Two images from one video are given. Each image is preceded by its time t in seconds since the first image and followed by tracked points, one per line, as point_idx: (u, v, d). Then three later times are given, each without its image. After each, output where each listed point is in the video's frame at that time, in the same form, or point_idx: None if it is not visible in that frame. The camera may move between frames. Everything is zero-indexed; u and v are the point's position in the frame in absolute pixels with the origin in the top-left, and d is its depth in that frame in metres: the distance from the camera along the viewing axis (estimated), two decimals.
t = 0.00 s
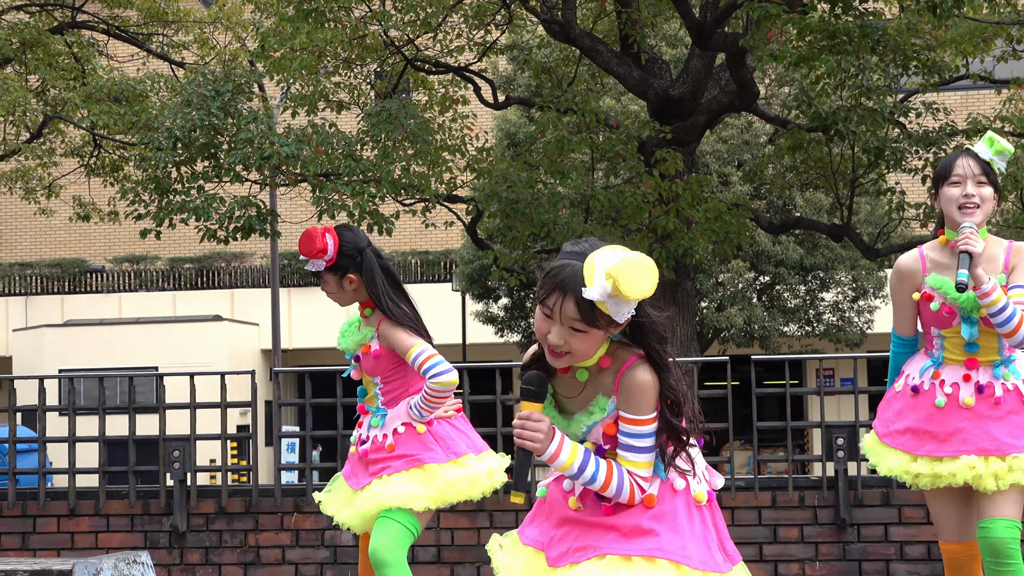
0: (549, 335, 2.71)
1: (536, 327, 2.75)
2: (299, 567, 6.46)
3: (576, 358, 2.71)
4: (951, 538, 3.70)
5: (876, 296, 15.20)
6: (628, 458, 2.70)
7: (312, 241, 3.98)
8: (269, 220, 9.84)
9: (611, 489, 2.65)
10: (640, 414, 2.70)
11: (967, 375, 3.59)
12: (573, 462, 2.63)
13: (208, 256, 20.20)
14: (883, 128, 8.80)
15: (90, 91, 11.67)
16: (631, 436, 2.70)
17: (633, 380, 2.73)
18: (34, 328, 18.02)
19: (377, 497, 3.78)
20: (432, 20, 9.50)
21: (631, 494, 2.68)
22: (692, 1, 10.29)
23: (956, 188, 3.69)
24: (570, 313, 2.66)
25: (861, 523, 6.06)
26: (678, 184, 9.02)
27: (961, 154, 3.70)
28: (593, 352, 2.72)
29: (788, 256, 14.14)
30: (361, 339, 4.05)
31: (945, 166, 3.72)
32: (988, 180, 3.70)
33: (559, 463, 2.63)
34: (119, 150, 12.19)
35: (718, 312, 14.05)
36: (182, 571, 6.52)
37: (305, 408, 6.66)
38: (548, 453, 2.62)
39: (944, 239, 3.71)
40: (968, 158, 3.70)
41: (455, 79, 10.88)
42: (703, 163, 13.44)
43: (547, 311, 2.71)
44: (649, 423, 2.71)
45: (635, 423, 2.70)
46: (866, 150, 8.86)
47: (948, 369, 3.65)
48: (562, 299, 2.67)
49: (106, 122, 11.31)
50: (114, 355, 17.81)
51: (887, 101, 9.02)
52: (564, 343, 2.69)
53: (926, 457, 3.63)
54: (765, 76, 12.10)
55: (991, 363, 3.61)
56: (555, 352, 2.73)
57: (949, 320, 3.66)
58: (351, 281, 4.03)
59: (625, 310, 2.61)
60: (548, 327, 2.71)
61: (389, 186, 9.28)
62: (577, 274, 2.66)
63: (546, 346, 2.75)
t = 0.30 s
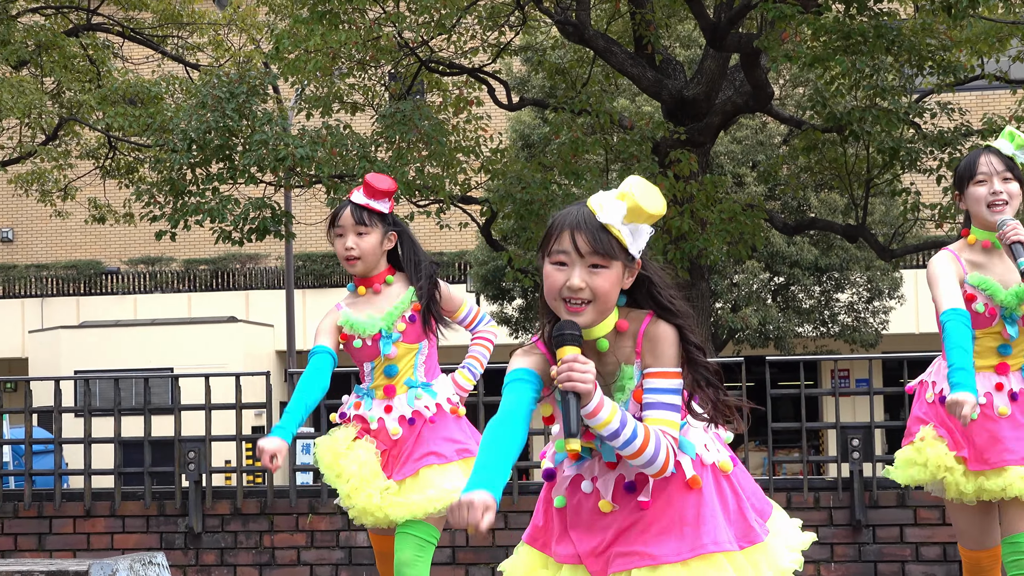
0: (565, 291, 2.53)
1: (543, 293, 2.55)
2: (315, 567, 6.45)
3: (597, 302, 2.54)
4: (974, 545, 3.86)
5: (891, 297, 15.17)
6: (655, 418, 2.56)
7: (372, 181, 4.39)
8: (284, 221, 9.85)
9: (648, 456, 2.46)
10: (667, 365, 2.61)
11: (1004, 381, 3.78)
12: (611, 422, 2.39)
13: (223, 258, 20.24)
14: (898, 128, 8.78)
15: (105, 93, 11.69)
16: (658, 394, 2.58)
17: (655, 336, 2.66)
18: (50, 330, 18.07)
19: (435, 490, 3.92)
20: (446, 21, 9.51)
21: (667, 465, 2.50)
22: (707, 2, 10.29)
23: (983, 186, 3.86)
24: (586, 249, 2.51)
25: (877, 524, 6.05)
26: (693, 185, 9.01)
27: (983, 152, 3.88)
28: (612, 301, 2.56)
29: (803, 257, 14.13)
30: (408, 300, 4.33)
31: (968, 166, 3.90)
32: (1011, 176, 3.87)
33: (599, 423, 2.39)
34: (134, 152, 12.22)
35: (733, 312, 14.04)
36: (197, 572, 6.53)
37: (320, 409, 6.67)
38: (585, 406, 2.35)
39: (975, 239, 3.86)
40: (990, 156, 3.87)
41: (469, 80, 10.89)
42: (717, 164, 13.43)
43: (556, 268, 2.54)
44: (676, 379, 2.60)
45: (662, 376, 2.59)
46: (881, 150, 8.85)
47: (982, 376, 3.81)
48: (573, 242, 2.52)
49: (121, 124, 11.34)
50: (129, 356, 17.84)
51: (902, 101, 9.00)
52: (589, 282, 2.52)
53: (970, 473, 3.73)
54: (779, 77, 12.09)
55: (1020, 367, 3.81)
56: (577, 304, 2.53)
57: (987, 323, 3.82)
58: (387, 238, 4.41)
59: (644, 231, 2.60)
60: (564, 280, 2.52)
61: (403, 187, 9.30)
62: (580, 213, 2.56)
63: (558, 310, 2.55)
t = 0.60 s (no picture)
0: (588, 204, 2.54)
1: (566, 208, 2.56)
2: (333, 569, 6.45)
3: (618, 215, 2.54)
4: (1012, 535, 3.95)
5: (911, 297, 15.13)
6: (675, 349, 2.49)
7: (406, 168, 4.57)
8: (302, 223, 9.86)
9: (668, 386, 2.35)
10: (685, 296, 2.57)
11: None
12: (633, 341, 2.30)
13: (242, 259, 20.27)
14: (917, 128, 8.76)
15: (124, 96, 11.70)
16: (674, 330, 2.51)
17: (675, 270, 2.61)
18: (70, 331, 18.13)
19: (468, 478, 4.03)
20: (463, 22, 9.52)
21: (686, 399, 2.39)
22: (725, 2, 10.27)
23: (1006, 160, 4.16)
24: (613, 163, 2.53)
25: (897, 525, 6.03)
26: (711, 186, 9.00)
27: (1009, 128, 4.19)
28: (634, 218, 2.56)
29: (822, 257, 14.10)
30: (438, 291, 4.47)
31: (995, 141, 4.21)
32: None
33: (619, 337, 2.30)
34: (152, 153, 12.23)
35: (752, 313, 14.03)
36: (216, 573, 6.54)
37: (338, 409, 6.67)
38: (610, 318, 2.29)
39: (998, 212, 4.20)
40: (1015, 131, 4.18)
41: (486, 81, 10.89)
42: (735, 165, 13.41)
43: (581, 182, 2.56)
44: (688, 315, 2.54)
45: (680, 311, 2.54)
46: (899, 150, 8.83)
47: (1012, 345, 4.09)
48: (601, 156, 2.55)
49: (140, 126, 11.34)
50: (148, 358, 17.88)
51: (920, 101, 8.97)
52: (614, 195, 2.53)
53: (1003, 443, 3.98)
54: (798, 77, 12.07)
55: None
56: (599, 214, 2.53)
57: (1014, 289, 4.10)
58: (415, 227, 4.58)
59: (671, 154, 2.61)
60: (587, 192, 2.54)
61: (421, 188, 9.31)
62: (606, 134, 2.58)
63: (578, 226, 2.55)
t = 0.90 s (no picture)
0: (601, 223, 2.42)
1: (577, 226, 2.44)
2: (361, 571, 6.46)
3: (633, 230, 2.41)
4: None
5: (939, 299, 15.07)
6: (696, 363, 2.36)
7: (423, 186, 4.19)
8: (329, 226, 9.88)
9: (682, 398, 2.27)
10: (709, 311, 2.41)
11: None
12: (642, 359, 2.22)
13: (269, 262, 20.30)
14: (945, 128, 8.72)
15: (152, 99, 11.73)
16: (699, 339, 2.38)
17: (697, 281, 2.44)
18: (97, 334, 18.19)
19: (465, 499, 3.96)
20: (489, 25, 9.53)
21: (702, 411, 2.31)
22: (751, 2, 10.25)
23: None
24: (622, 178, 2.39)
25: (925, 527, 6.01)
26: (737, 187, 8.97)
27: None
28: (648, 232, 2.43)
29: (850, 258, 14.06)
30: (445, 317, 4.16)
31: None
32: None
33: (628, 355, 2.22)
34: (180, 157, 12.26)
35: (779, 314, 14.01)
36: None
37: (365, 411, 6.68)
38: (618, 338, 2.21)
39: None
40: None
41: (512, 83, 10.89)
42: (761, 165, 13.38)
43: (588, 199, 2.43)
44: (714, 325, 2.40)
45: (703, 322, 2.39)
46: (927, 150, 8.80)
47: None
48: (606, 174, 2.40)
49: (167, 129, 11.38)
50: (176, 360, 17.95)
51: (948, 101, 8.94)
52: (618, 212, 2.40)
53: None
54: (825, 78, 12.04)
55: None
56: (613, 234, 2.41)
57: None
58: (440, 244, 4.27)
59: (677, 156, 2.45)
60: (599, 212, 2.41)
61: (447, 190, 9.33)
62: (611, 141, 2.42)
63: (593, 242, 2.43)
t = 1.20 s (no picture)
0: (620, 173, 2.31)
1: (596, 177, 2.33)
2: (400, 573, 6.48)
3: (651, 183, 2.31)
4: None
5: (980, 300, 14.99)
6: (719, 314, 2.24)
7: (445, 180, 3.90)
8: (367, 228, 9.91)
9: (711, 347, 2.15)
10: (723, 261, 2.30)
11: None
12: (676, 306, 2.10)
13: (308, 264, 20.35)
14: (985, 128, 8.67)
15: (191, 103, 11.78)
16: (716, 291, 2.26)
17: (712, 234, 2.33)
18: (138, 337, 18.28)
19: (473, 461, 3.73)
20: (526, 27, 9.54)
21: (728, 364, 2.19)
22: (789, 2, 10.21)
23: None
24: (644, 123, 2.31)
25: (967, 529, 5.96)
26: (776, 189, 8.94)
27: None
28: (669, 187, 2.34)
29: (889, 259, 14.00)
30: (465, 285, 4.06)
31: None
32: None
33: (663, 302, 2.10)
34: (219, 161, 12.31)
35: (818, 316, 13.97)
36: None
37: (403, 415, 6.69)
38: (652, 285, 2.10)
39: None
40: None
41: (550, 85, 10.90)
42: (800, 166, 13.34)
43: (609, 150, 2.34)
44: (730, 276, 2.28)
45: (718, 273, 2.27)
46: (967, 150, 8.75)
47: None
48: (628, 119, 2.32)
49: (207, 133, 11.43)
50: (215, 363, 18.03)
51: (988, 101, 8.89)
52: (638, 162, 2.30)
53: None
54: (863, 78, 12.00)
55: None
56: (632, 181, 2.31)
57: None
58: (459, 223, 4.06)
59: (699, 111, 2.39)
60: (618, 161, 2.32)
61: (485, 193, 9.35)
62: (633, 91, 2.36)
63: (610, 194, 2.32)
